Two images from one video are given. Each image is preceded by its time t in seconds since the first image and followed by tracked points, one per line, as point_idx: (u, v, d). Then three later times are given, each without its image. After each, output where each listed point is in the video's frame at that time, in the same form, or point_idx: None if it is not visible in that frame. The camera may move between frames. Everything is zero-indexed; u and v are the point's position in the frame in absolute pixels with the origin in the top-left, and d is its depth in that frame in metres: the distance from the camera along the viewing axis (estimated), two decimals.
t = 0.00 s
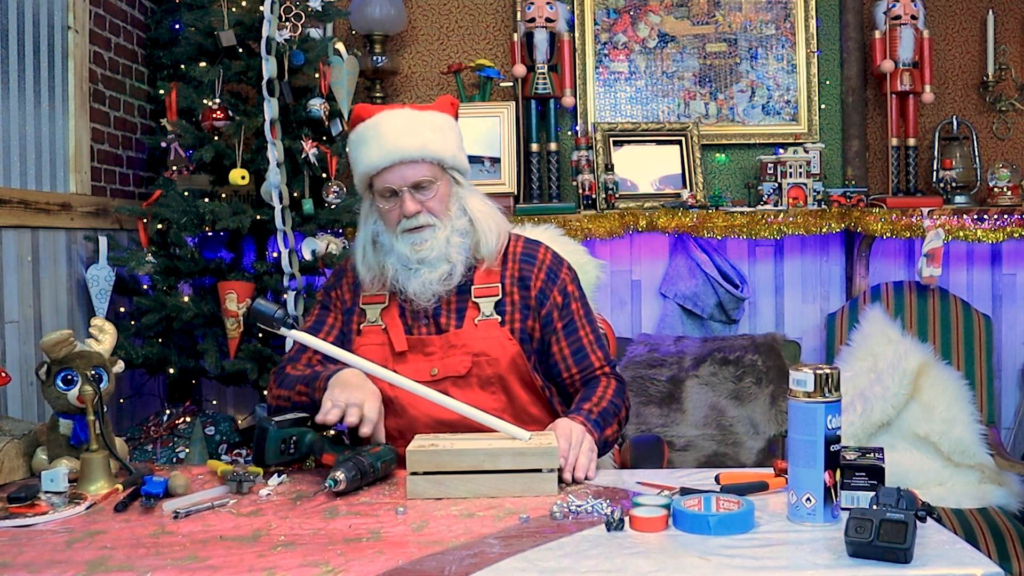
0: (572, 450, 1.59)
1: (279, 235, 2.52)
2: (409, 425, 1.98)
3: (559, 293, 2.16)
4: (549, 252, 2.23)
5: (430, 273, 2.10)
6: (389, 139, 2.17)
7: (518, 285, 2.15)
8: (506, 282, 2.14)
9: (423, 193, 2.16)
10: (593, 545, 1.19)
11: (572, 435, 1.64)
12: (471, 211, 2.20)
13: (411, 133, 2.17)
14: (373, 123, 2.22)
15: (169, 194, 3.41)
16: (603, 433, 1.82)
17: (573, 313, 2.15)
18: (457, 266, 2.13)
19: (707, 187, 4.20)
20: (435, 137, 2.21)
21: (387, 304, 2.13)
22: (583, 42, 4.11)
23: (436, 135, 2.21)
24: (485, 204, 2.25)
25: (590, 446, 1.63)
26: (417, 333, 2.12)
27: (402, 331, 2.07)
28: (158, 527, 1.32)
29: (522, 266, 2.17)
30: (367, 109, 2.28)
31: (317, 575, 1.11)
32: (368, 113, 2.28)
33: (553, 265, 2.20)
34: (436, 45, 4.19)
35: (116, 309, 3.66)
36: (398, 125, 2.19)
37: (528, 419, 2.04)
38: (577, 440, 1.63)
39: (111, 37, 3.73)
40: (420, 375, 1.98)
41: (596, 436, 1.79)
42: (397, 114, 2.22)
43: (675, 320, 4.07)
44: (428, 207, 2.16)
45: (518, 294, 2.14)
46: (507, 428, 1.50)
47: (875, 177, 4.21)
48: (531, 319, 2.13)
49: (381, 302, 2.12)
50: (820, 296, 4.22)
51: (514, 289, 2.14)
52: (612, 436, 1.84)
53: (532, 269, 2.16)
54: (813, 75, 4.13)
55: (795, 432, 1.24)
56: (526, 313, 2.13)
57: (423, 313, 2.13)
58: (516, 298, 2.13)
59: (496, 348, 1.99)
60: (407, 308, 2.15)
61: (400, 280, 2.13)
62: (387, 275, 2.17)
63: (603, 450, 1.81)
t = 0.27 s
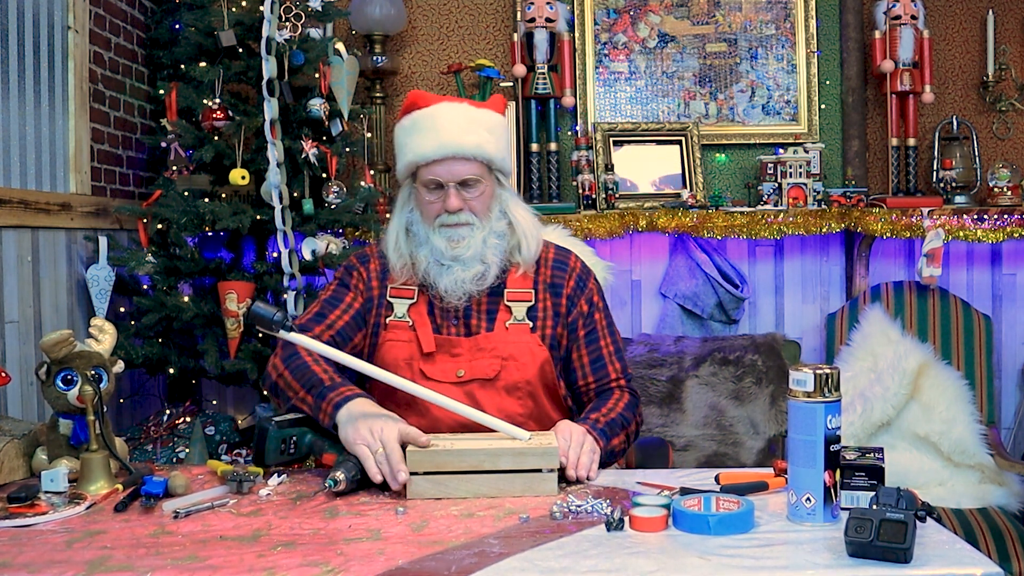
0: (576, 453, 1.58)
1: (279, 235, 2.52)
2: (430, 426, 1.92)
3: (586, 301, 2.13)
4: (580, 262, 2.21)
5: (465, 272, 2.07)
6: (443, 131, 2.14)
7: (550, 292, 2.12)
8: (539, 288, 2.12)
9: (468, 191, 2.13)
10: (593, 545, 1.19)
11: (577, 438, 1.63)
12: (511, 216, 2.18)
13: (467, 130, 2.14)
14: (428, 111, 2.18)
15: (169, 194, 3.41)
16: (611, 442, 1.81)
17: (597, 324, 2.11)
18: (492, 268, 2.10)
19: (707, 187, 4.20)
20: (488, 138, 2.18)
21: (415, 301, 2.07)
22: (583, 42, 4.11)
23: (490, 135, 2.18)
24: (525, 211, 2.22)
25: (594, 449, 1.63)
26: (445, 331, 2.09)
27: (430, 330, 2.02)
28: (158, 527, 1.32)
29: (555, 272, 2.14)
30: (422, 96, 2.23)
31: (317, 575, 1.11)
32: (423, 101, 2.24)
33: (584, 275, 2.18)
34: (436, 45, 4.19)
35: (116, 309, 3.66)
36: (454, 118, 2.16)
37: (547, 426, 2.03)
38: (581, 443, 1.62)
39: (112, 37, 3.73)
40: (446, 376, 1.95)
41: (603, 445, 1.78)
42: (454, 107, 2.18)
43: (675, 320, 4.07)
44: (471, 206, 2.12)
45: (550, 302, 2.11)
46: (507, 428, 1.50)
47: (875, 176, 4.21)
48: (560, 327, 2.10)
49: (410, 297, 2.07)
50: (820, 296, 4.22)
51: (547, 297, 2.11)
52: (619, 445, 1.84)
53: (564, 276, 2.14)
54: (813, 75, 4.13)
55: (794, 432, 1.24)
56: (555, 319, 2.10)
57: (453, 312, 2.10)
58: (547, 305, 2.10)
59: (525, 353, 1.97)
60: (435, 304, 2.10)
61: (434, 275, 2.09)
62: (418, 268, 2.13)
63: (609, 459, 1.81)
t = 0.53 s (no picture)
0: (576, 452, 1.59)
1: (279, 235, 2.52)
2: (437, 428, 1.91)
3: (597, 307, 2.13)
4: (590, 266, 2.20)
5: (478, 276, 2.07)
6: (461, 133, 2.13)
7: (560, 296, 2.12)
8: (549, 293, 2.11)
9: (483, 194, 2.12)
10: (592, 545, 1.19)
11: (578, 436, 1.64)
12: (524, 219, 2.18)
13: (485, 134, 2.14)
14: (445, 112, 2.17)
15: (169, 194, 3.41)
16: (616, 443, 1.82)
17: (607, 331, 2.11)
18: (504, 271, 2.10)
19: (707, 187, 4.20)
20: (505, 141, 2.18)
21: (424, 301, 2.06)
22: (583, 42, 4.11)
23: (506, 140, 2.18)
24: (540, 215, 2.22)
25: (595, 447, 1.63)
26: (454, 334, 2.08)
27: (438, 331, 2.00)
28: (158, 527, 1.32)
29: (565, 277, 2.14)
30: (440, 96, 2.22)
31: (317, 575, 1.11)
32: (439, 102, 2.23)
33: (594, 279, 2.17)
34: (436, 45, 4.19)
35: (116, 309, 3.66)
36: (472, 120, 2.16)
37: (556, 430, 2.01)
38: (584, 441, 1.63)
39: (112, 37, 3.73)
40: (453, 379, 1.94)
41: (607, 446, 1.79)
42: (472, 108, 2.18)
43: (675, 320, 4.07)
44: (485, 209, 2.13)
45: (560, 307, 2.11)
46: (506, 429, 1.50)
47: (875, 176, 4.21)
48: (570, 332, 2.10)
49: (420, 297, 2.06)
50: (820, 296, 4.22)
51: (557, 301, 2.11)
52: (624, 447, 1.84)
53: (575, 281, 2.14)
54: (813, 75, 4.13)
55: (795, 432, 1.24)
56: (565, 325, 2.10)
57: (462, 314, 2.09)
58: (558, 310, 2.10)
59: (534, 358, 1.96)
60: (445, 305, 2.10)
61: (445, 278, 2.09)
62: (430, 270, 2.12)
63: (614, 459, 1.82)
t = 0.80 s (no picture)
0: (580, 448, 1.60)
1: (279, 235, 2.53)
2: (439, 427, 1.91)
3: (599, 303, 2.13)
4: (591, 263, 2.20)
5: (485, 274, 2.06)
6: (467, 131, 2.13)
7: (562, 295, 2.12)
8: (551, 292, 2.11)
9: (489, 191, 2.12)
10: (592, 545, 1.19)
11: (583, 431, 1.65)
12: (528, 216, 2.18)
13: (491, 132, 2.15)
14: (450, 111, 2.17)
15: (169, 194, 3.41)
16: (624, 433, 1.82)
17: (610, 328, 2.11)
18: (511, 269, 2.09)
19: (707, 187, 4.20)
20: (510, 139, 2.19)
21: (425, 300, 2.06)
22: (583, 42, 4.11)
23: (511, 136, 2.19)
24: (543, 213, 2.22)
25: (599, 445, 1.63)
26: (456, 333, 2.08)
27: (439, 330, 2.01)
28: (158, 527, 1.32)
29: (567, 275, 2.14)
30: (444, 96, 2.22)
31: (317, 575, 1.11)
32: (443, 102, 2.23)
33: (595, 277, 2.17)
34: (436, 45, 4.20)
35: (116, 309, 3.66)
36: (477, 118, 2.16)
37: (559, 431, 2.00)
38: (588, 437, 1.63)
39: (112, 37, 3.73)
40: (455, 377, 1.94)
41: (618, 432, 1.78)
42: (476, 107, 2.18)
43: (675, 320, 4.07)
44: (491, 207, 2.12)
45: (562, 306, 2.11)
46: (506, 429, 1.50)
47: (875, 176, 4.21)
48: (572, 330, 2.10)
49: (420, 296, 2.06)
50: (820, 296, 4.22)
51: (558, 300, 2.11)
52: (632, 438, 1.84)
53: (577, 279, 2.14)
54: (813, 75, 4.13)
55: (794, 432, 1.24)
56: (567, 323, 2.10)
57: (465, 314, 2.09)
58: (559, 309, 2.10)
59: (536, 357, 1.96)
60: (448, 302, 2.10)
61: (451, 275, 2.08)
62: (436, 269, 2.12)
63: (622, 448, 1.82)
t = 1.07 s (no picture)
0: (579, 447, 1.60)
1: (279, 235, 2.53)
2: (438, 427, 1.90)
3: (596, 299, 2.13)
4: (588, 260, 2.20)
5: (481, 268, 2.07)
6: (464, 125, 2.14)
7: (561, 292, 2.11)
8: (549, 289, 2.11)
9: (486, 185, 2.11)
10: (593, 545, 1.19)
11: (582, 432, 1.65)
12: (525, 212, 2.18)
13: (487, 125, 2.16)
14: (447, 105, 2.18)
15: (169, 194, 3.41)
16: (623, 430, 1.82)
17: (608, 325, 2.11)
18: (507, 264, 2.10)
19: (706, 187, 4.20)
20: (505, 134, 2.20)
21: (422, 302, 2.03)
22: (583, 42, 4.11)
23: (507, 131, 2.21)
24: (538, 209, 2.23)
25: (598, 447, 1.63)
26: (454, 332, 2.09)
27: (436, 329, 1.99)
28: (158, 527, 1.32)
29: (565, 272, 2.13)
30: (439, 93, 2.23)
31: (317, 575, 1.11)
32: (438, 97, 2.24)
33: (592, 272, 2.17)
34: (436, 45, 4.20)
35: (116, 309, 3.66)
36: (474, 112, 2.17)
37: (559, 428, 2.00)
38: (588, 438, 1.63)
39: (112, 37, 3.74)
40: (452, 377, 1.93)
41: (614, 432, 1.78)
42: (473, 102, 2.19)
43: (675, 320, 4.07)
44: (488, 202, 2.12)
45: (561, 302, 2.10)
46: (507, 429, 1.50)
47: (875, 177, 4.21)
48: (571, 326, 2.09)
49: (417, 298, 2.03)
50: (820, 296, 4.22)
51: (557, 296, 2.10)
52: (630, 435, 1.84)
53: (575, 276, 2.13)
54: (813, 75, 4.13)
55: (794, 432, 1.24)
56: (566, 319, 2.09)
57: (463, 313, 2.10)
58: (558, 304, 2.09)
59: (534, 355, 1.95)
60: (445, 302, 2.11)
61: (449, 271, 2.08)
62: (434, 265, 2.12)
63: (621, 445, 1.82)
